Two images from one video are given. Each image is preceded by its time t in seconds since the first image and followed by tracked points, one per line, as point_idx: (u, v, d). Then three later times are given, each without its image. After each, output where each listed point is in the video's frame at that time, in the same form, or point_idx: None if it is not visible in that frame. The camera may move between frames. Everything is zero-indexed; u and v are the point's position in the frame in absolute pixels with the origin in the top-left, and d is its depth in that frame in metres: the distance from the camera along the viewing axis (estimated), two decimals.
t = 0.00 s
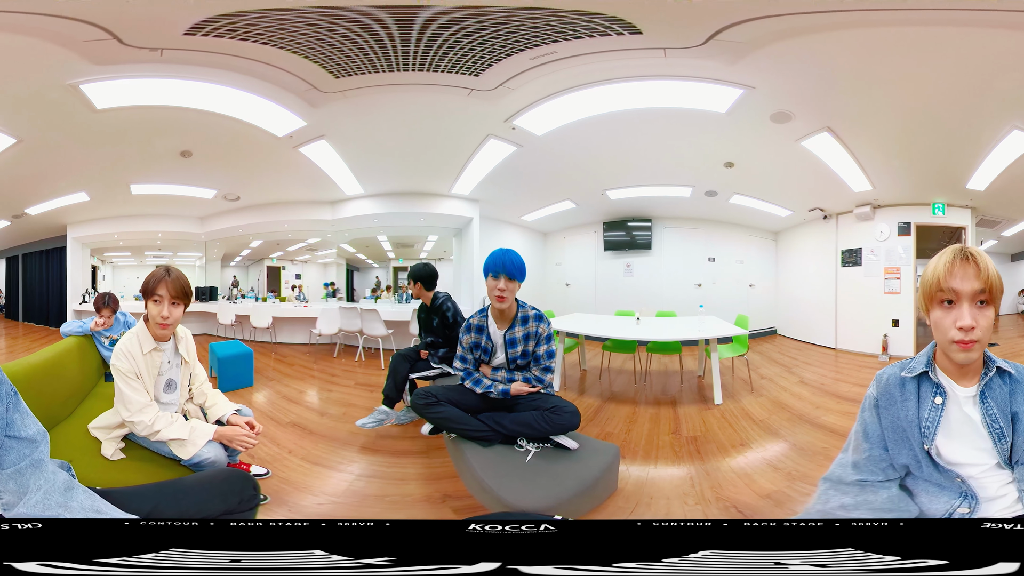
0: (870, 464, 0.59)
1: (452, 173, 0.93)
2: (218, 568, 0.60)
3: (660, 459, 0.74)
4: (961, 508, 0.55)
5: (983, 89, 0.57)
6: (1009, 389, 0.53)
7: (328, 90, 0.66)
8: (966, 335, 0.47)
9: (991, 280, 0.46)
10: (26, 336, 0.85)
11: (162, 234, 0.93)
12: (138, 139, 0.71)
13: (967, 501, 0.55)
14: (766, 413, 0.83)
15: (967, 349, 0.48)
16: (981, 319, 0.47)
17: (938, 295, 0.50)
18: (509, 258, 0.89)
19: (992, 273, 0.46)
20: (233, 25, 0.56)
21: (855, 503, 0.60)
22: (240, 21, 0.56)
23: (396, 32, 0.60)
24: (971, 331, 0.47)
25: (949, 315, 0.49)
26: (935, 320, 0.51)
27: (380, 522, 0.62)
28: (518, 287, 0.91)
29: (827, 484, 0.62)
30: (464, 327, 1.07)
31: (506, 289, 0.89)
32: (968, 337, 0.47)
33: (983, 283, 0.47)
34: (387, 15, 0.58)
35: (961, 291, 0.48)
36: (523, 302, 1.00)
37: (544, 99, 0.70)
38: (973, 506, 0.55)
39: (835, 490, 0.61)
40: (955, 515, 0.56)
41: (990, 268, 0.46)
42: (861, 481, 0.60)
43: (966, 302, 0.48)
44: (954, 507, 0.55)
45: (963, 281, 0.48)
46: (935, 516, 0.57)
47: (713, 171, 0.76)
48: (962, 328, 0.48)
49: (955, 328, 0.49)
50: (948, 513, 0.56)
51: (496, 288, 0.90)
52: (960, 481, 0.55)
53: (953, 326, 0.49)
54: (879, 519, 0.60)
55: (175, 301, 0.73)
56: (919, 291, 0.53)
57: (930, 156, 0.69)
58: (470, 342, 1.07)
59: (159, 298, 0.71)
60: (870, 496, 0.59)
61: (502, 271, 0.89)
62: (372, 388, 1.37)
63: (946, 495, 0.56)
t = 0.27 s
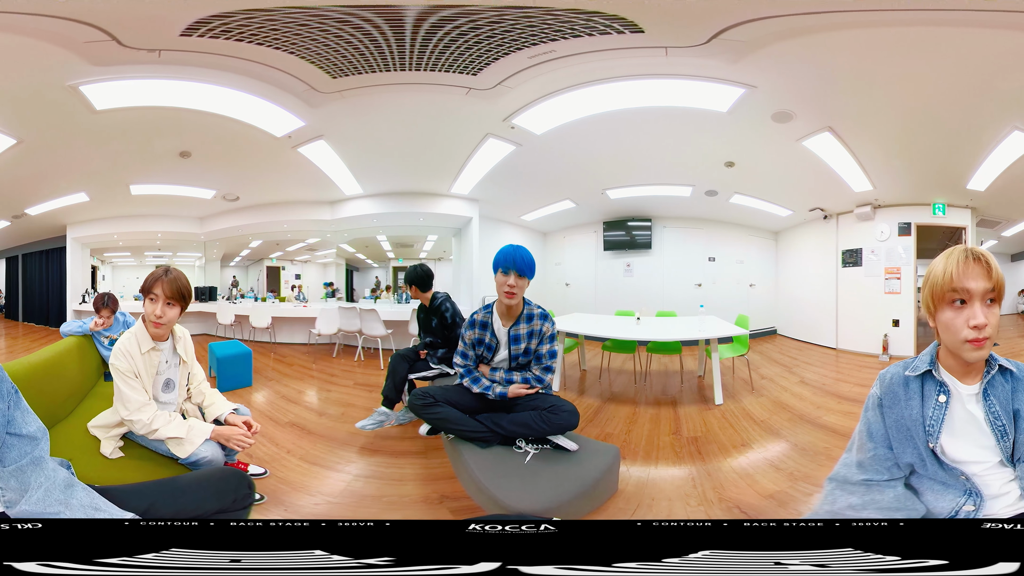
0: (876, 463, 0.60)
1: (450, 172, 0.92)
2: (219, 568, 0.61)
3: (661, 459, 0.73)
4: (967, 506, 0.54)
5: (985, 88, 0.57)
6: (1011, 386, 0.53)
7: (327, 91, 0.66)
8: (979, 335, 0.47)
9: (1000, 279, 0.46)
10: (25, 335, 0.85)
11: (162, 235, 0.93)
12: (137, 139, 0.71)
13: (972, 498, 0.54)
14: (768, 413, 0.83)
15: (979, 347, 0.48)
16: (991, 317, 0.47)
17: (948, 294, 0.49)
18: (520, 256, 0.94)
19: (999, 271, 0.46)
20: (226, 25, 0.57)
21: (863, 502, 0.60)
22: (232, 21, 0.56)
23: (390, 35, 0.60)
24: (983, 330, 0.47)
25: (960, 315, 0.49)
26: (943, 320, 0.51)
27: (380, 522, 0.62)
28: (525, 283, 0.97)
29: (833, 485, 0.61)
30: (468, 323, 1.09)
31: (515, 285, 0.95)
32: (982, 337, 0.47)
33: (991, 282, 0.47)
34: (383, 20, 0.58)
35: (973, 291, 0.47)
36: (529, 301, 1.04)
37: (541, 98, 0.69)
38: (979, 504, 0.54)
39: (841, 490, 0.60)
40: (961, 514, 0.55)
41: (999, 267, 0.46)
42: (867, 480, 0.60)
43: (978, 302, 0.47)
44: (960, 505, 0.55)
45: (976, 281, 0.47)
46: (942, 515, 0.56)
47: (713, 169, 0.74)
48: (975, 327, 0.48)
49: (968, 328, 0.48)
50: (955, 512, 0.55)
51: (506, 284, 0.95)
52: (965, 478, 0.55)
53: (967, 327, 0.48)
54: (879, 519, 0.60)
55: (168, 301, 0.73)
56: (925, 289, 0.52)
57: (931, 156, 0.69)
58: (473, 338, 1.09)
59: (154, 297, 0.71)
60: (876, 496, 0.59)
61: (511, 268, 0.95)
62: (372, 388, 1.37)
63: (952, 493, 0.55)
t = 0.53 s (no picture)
0: (876, 462, 0.60)
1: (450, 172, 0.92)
2: (218, 568, 0.60)
3: (660, 460, 0.73)
4: (969, 506, 0.54)
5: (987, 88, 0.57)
6: (1012, 386, 0.53)
7: (325, 91, 0.66)
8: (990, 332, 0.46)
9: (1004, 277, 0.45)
10: (25, 335, 0.85)
11: (161, 235, 0.99)
12: (138, 139, 0.71)
13: (974, 498, 0.54)
14: (768, 414, 0.83)
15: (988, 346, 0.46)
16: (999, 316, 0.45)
17: (959, 293, 0.48)
18: (543, 256, 0.86)
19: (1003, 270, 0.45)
20: (224, 26, 0.56)
21: (863, 503, 0.60)
22: (230, 21, 0.55)
23: (387, 34, 0.60)
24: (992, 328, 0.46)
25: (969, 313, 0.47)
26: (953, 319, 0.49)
27: (380, 522, 0.61)
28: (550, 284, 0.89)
29: (833, 485, 0.62)
30: (480, 318, 1.05)
31: (539, 285, 0.87)
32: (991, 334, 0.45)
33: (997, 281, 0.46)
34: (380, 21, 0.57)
35: (982, 289, 0.46)
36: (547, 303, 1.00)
37: (541, 98, 0.69)
38: (980, 504, 0.54)
39: (842, 490, 0.60)
40: (963, 514, 0.55)
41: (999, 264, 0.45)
42: (867, 480, 0.60)
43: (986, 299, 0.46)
44: (962, 505, 0.54)
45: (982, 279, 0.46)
46: (943, 515, 0.56)
47: (713, 169, 0.74)
48: (985, 325, 0.46)
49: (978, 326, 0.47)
50: (957, 512, 0.55)
51: (529, 284, 0.87)
52: (966, 478, 0.55)
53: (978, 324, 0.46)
54: (879, 518, 0.60)
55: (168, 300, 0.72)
56: (935, 285, 0.50)
57: (931, 156, 0.69)
58: (485, 335, 1.05)
59: (153, 296, 0.71)
60: (877, 496, 0.59)
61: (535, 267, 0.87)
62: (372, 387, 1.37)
63: (953, 493, 0.55)
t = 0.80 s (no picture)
0: (875, 464, 0.60)
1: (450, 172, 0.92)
2: (218, 567, 0.60)
3: (659, 460, 0.73)
4: (970, 507, 0.54)
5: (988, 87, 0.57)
6: (1013, 386, 0.53)
7: (324, 90, 0.66)
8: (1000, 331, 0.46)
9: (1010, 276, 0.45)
10: (24, 335, 0.85)
11: (162, 235, 0.97)
12: (138, 139, 0.71)
13: (975, 500, 0.54)
14: (767, 414, 0.83)
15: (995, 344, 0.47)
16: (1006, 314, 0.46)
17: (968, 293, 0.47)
18: (553, 255, 0.86)
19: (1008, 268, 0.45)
20: (229, 26, 0.56)
21: (862, 504, 0.60)
22: (236, 21, 0.56)
23: (385, 34, 0.59)
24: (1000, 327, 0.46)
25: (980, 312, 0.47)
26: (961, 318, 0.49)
27: (380, 522, 0.61)
28: (559, 286, 0.89)
29: (832, 487, 0.62)
30: (489, 319, 1.04)
31: (548, 288, 0.87)
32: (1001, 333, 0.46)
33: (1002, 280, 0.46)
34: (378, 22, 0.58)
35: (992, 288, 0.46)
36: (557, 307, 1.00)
37: (540, 98, 0.69)
38: (982, 505, 0.54)
39: (840, 492, 0.61)
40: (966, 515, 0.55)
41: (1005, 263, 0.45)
42: (867, 482, 0.60)
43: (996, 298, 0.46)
44: (964, 506, 0.55)
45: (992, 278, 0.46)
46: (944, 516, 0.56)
47: (712, 169, 0.74)
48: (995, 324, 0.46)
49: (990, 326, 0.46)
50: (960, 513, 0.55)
51: (539, 286, 0.87)
52: (967, 480, 0.55)
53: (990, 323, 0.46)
54: (879, 519, 0.60)
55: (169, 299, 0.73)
56: (946, 283, 0.49)
57: (931, 156, 0.69)
58: (491, 337, 1.05)
59: (154, 296, 0.71)
60: (877, 497, 0.59)
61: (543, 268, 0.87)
62: (372, 387, 1.37)
63: (955, 494, 0.55)
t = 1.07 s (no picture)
0: (874, 465, 0.59)
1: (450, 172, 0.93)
2: (218, 568, 0.60)
3: (658, 459, 0.75)
4: (969, 508, 0.54)
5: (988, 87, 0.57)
6: (1013, 387, 0.53)
7: (325, 90, 0.66)
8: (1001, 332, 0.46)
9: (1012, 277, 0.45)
10: (25, 335, 0.85)
11: (162, 235, 0.97)
12: (138, 140, 0.71)
13: (973, 501, 0.54)
14: (767, 414, 0.84)
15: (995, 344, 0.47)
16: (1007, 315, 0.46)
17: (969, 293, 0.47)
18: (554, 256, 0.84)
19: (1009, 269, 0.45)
20: (231, 26, 0.56)
21: (859, 505, 0.59)
22: (237, 22, 0.55)
23: (385, 33, 0.59)
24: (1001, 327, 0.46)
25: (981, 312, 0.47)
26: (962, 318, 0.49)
27: (380, 522, 0.61)
28: (560, 287, 0.88)
29: (831, 486, 0.62)
30: (490, 320, 1.01)
31: (549, 289, 0.85)
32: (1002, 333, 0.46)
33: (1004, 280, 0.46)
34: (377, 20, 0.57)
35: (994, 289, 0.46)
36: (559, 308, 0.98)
37: (541, 97, 0.70)
38: (980, 506, 0.54)
39: (839, 491, 0.61)
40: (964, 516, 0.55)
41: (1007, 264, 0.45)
42: (864, 482, 0.59)
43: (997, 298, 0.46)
44: (962, 507, 0.54)
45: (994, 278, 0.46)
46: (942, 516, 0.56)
47: (712, 169, 0.74)
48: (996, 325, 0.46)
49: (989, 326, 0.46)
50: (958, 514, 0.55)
51: (539, 287, 0.86)
52: (965, 481, 0.55)
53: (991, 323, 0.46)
54: (880, 519, 0.60)
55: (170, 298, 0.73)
56: (947, 281, 0.49)
57: (930, 154, 0.69)
58: (492, 337, 1.03)
59: (155, 296, 0.71)
60: (875, 497, 0.58)
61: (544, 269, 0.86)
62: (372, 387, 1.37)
63: (953, 495, 0.55)
